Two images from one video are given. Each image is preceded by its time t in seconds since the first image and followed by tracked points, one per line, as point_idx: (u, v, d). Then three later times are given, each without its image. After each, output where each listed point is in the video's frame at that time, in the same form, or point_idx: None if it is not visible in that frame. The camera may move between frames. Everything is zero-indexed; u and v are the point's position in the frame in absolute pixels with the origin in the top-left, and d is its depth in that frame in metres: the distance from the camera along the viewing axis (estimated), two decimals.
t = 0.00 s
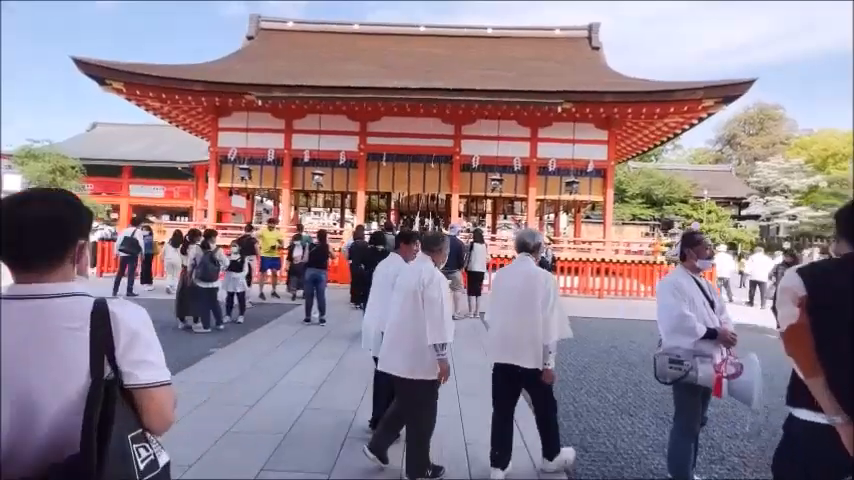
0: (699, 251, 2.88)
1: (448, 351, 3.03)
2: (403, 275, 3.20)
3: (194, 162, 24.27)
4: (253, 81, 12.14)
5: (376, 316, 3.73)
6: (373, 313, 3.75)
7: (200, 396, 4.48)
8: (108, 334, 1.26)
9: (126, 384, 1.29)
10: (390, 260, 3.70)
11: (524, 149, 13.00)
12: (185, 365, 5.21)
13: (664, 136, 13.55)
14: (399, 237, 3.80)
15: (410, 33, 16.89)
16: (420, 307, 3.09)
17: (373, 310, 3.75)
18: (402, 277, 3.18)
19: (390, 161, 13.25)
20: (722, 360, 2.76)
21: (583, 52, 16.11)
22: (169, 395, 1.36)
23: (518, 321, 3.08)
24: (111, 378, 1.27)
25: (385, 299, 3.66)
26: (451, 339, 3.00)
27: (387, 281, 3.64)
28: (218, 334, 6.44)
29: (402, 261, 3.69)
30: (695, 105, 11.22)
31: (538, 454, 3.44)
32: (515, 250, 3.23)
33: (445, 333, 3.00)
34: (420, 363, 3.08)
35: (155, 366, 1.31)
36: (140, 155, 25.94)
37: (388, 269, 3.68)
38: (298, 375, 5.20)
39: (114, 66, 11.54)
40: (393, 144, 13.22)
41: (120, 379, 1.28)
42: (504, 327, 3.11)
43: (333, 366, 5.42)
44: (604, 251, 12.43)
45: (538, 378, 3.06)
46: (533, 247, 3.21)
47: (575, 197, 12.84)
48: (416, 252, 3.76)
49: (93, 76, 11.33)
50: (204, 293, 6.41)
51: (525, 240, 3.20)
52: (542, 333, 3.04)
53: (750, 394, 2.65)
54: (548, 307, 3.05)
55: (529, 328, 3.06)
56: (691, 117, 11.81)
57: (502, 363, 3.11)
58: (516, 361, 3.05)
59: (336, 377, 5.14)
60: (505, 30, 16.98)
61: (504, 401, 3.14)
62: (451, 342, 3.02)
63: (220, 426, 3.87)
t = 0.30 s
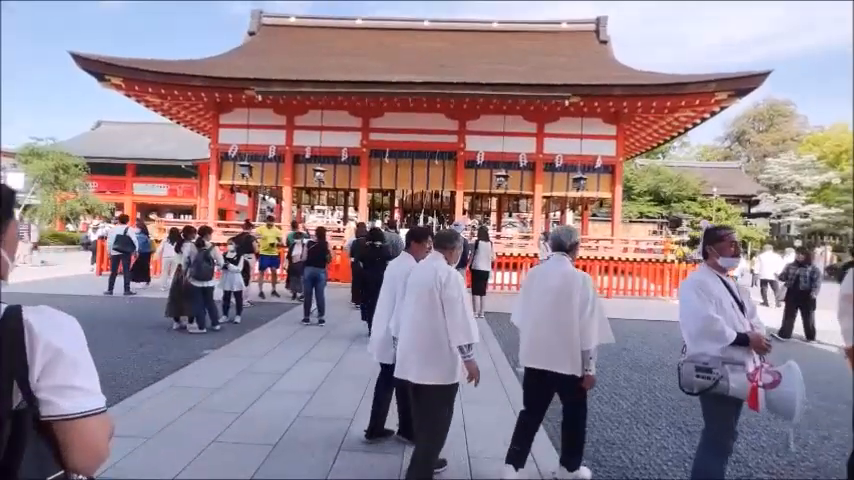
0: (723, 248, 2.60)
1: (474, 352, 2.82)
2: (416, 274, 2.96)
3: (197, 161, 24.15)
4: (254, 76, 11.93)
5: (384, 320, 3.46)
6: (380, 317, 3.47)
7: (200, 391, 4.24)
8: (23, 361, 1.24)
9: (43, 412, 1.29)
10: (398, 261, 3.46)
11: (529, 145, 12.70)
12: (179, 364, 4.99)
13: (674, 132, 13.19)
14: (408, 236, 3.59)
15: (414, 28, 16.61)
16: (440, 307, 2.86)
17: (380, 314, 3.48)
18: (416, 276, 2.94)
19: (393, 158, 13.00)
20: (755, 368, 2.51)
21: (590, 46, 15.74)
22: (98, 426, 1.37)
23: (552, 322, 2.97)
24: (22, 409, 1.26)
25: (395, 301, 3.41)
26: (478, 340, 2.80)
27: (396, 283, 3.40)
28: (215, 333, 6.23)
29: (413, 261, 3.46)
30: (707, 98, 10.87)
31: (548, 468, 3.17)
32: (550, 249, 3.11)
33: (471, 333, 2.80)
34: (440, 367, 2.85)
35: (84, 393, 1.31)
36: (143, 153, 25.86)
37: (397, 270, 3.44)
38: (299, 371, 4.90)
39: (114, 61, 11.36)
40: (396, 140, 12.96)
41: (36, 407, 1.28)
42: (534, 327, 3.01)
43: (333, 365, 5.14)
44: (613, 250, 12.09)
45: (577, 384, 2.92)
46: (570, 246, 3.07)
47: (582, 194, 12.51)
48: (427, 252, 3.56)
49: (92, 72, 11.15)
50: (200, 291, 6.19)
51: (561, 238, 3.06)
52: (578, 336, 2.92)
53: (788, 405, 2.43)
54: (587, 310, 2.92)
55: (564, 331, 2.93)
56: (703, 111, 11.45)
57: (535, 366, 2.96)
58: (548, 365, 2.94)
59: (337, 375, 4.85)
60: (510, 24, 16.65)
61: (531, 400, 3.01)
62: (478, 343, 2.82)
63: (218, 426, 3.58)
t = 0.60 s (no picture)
0: (765, 248, 2.27)
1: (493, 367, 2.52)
2: (436, 276, 2.65)
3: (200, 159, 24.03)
4: (254, 71, 11.63)
5: (398, 325, 3.17)
6: (393, 322, 3.18)
7: (186, 403, 3.96)
8: None
9: None
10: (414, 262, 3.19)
11: (536, 140, 12.34)
12: (167, 371, 4.72)
13: (687, 126, 12.75)
14: (422, 234, 3.23)
15: (418, 22, 16.25)
16: (461, 314, 2.55)
17: (394, 318, 3.19)
18: (435, 277, 2.64)
19: (396, 154, 12.70)
20: (810, 391, 2.14)
21: (599, 39, 15.30)
22: None
23: (596, 325, 2.78)
24: None
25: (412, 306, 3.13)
26: (501, 353, 2.50)
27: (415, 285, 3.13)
28: (208, 336, 5.96)
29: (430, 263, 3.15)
30: (723, 91, 10.41)
31: None
32: (599, 247, 2.90)
33: (492, 345, 2.50)
34: (457, 380, 2.56)
35: None
36: (147, 151, 25.79)
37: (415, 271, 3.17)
38: (292, 380, 4.61)
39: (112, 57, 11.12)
40: (399, 136, 12.65)
41: None
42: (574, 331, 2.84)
43: (329, 372, 4.84)
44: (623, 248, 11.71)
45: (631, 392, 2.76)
46: (620, 246, 2.87)
47: (591, 191, 12.13)
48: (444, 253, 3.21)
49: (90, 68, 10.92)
50: (194, 292, 5.93)
51: (609, 236, 2.87)
52: (629, 340, 2.75)
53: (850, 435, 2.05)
54: (640, 311, 2.73)
55: (613, 333, 2.75)
56: (718, 104, 10.99)
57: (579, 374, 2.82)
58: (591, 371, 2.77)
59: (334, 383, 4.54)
60: (517, 17, 16.24)
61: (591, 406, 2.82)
62: (498, 356, 2.52)
63: (200, 442, 3.30)
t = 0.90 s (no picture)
0: (816, 243, 2.00)
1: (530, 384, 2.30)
2: (472, 278, 2.45)
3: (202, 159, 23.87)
4: (252, 66, 11.37)
5: (403, 327, 3.00)
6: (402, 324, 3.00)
7: (168, 412, 3.69)
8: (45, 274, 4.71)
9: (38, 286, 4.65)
10: (424, 260, 3.07)
11: (542, 136, 12.01)
12: (152, 377, 4.47)
13: (698, 121, 12.37)
14: (430, 228, 3.08)
15: (420, 16, 15.93)
16: (502, 323, 2.35)
17: (402, 321, 3.01)
18: (474, 279, 2.43)
19: (398, 151, 12.42)
20: None
21: (605, 32, 14.92)
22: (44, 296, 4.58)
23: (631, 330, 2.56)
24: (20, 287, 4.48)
25: (421, 307, 2.98)
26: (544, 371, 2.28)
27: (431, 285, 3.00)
28: (200, 339, 5.70)
29: (438, 262, 3.08)
30: (736, 82, 10.03)
31: None
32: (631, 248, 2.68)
33: (535, 359, 2.28)
34: (489, 396, 2.35)
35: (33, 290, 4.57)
36: (148, 150, 25.66)
37: (427, 271, 3.04)
38: (282, 387, 4.32)
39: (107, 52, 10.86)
40: (401, 132, 12.36)
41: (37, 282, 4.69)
42: (610, 335, 2.62)
43: (322, 378, 4.55)
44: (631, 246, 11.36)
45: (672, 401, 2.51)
46: (653, 246, 2.63)
47: (599, 187, 11.78)
48: (451, 249, 3.13)
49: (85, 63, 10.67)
50: (186, 293, 5.66)
51: (640, 235, 2.65)
52: (669, 347, 2.49)
53: None
54: (682, 313, 2.48)
55: (649, 338, 2.51)
56: (730, 97, 10.61)
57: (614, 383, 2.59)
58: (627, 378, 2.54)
59: (327, 392, 4.24)
60: (521, 10, 15.89)
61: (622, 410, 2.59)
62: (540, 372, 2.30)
63: (177, 457, 3.02)
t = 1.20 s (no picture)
0: None
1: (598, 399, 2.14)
2: (515, 279, 2.23)
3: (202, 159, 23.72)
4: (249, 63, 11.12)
5: (415, 331, 2.72)
6: (412, 328, 2.73)
7: (148, 425, 3.43)
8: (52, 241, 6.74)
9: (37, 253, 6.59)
10: (436, 257, 2.75)
11: (546, 133, 11.72)
12: (136, 385, 4.22)
13: (707, 116, 12.04)
14: (435, 228, 2.80)
15: (421, 13, 15.67)
16: (556, 333, 2.13)
17: (413, 324, 2.73)
18: (522, 286, 2.17)
19: (399, 149, 12.16)
20: None
21: (610, 27, 14.60)
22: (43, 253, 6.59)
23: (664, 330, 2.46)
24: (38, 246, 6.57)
25: (433, 309, 2.68)
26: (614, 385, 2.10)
27: (446, 285, 2.70)
28: (190, 343, 5.45)
29: (450, 260, 2.78)
30: (748, 76, 9.69)
31: None
32: (666, 242, 2.58)
33: (602, 373, 2.10)
34: (554, 415, 2.15)
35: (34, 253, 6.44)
36: (149, 151, 25.55)
37: (440, 268, 2.72)
38: (273, 394, 4.04)
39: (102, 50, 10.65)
40: (401, 130, 12.10)
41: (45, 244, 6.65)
42: (644, 339, 2.51)
43: (316, 384, 4.27)
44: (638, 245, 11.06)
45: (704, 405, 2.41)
46: (688, 240, 2.54)
47: (605, 185, 11.47)
48: (463, 247, 2.84)
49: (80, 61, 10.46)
50: (177, 294, 5.40)
51: (672, 231, 2.56)
52: (707, 348, 2.39)
53: None
54: (721, 313, 2.38)
55: (683, 337, 2.42)
56: (741, 91, 10.28)
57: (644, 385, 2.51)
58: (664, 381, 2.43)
59: (321, 399, 3.96)
60: (524, 6, 15.59)
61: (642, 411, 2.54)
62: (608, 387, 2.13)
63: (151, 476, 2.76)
